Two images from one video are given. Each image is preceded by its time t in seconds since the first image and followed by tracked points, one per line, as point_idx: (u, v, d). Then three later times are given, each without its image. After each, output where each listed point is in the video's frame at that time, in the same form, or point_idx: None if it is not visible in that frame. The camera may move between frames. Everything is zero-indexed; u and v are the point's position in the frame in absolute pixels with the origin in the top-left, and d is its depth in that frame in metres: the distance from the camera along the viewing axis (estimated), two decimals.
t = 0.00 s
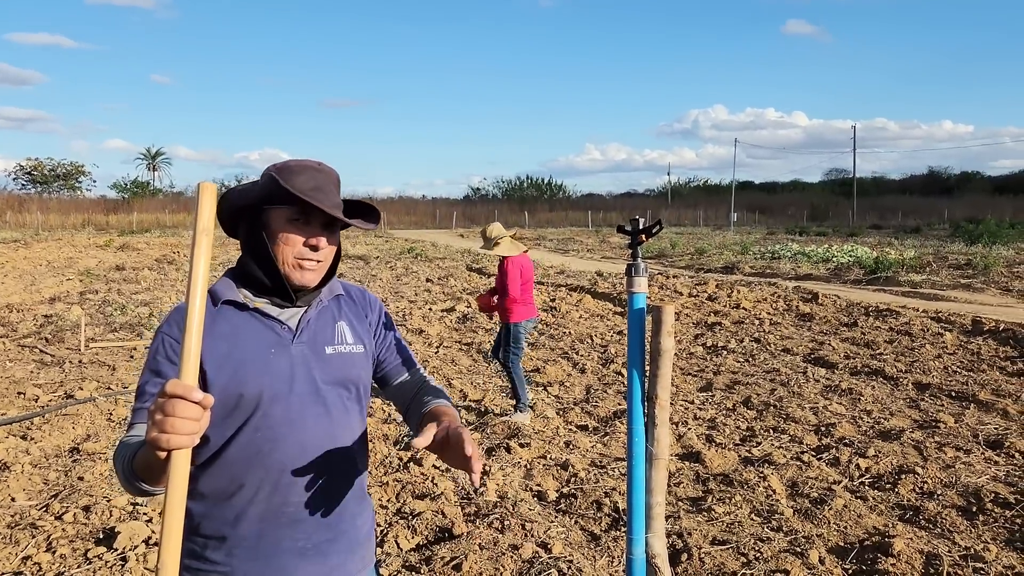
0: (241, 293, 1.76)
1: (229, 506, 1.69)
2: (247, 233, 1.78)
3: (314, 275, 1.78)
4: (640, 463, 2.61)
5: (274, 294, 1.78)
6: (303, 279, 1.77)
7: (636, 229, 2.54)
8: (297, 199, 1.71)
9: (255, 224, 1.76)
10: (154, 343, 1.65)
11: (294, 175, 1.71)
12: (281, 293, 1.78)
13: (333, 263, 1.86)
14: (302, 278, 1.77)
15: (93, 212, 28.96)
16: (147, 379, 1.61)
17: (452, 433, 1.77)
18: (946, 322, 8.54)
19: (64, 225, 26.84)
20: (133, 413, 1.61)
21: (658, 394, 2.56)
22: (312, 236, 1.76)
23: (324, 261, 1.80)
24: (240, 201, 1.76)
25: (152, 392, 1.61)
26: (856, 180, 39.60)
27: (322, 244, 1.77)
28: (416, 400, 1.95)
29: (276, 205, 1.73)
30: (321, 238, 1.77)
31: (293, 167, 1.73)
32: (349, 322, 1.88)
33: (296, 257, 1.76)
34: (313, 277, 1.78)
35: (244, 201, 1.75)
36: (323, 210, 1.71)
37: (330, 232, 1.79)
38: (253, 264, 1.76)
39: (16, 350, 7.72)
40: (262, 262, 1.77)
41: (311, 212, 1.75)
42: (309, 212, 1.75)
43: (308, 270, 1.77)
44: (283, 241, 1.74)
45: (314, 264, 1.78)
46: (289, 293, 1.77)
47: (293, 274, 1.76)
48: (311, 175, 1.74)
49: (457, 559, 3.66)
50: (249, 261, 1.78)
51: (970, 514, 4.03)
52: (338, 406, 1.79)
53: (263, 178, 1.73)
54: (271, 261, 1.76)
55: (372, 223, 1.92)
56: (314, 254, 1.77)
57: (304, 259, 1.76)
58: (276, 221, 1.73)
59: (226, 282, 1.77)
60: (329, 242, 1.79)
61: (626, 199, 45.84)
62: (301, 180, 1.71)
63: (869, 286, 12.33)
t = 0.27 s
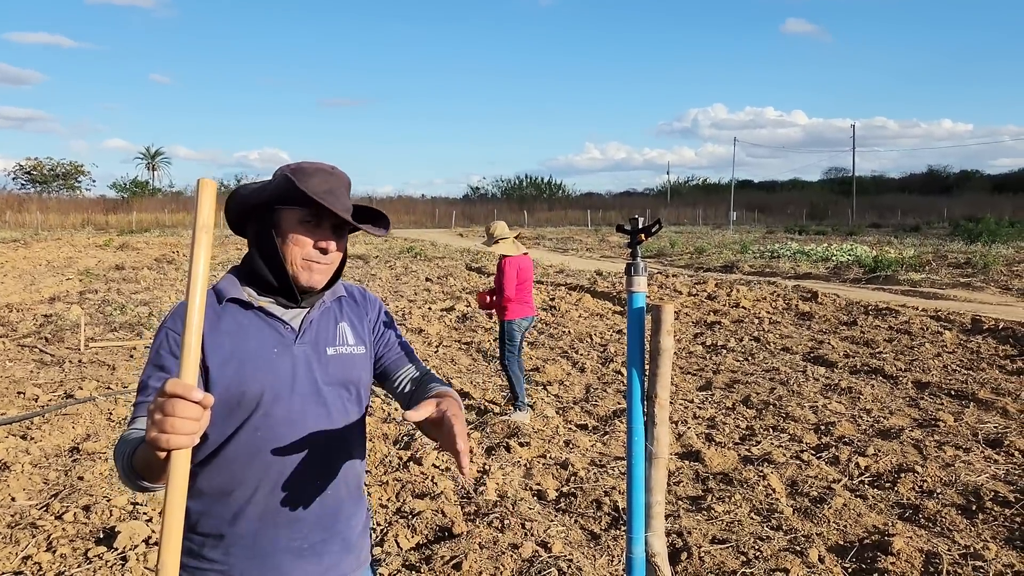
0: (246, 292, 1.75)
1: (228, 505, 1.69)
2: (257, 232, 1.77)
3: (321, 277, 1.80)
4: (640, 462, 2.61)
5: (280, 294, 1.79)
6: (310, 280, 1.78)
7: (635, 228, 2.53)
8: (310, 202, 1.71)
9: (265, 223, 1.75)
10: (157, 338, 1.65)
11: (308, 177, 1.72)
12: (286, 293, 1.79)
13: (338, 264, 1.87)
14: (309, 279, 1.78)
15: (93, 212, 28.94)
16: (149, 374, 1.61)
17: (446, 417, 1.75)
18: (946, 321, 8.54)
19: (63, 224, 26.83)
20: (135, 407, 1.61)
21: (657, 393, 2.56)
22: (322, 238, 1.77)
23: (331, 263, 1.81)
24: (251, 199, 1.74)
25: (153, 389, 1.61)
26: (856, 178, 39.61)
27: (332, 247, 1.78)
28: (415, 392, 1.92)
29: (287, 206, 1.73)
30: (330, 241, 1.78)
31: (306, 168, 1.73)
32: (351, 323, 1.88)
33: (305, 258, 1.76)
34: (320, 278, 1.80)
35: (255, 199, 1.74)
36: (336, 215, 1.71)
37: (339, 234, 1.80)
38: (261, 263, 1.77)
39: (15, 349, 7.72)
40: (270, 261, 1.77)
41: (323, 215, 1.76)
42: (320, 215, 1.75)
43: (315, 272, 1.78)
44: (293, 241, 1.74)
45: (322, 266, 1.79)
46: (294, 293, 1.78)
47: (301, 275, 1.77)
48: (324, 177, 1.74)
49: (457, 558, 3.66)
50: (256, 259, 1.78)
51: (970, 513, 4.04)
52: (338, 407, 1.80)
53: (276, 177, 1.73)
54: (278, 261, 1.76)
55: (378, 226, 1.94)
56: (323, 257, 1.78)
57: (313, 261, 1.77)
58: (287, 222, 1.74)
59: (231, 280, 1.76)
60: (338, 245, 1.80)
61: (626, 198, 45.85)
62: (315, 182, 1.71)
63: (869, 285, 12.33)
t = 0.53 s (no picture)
0: (242, 291, 1.75)
1: (224, 505, 1.69)
2: (252, 232, 1.76)
3: (316, 278, 1.78)
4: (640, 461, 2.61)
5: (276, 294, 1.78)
6: (305, 281, 1.77)
7: (635, 226, 2.53)
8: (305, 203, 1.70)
9: (261, 223, 1.75)
10: (155, 336, 1.65)
11: (302, 177, 1.71)
12: (282, 294, 1.78)
13: (335, 265, 1.86)
14: (304, 280, 1.77)
15: (95, 211, 28.95)
16: (145, 373, 1.61)
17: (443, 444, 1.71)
18: (948, 319, 8.52)
19: (66, 223, 26.87)
20: (130, 407, 1.60)
21: (657, 391, 2.55)
22: (317, 239, 1.76)
23: (327, 264, 1.80)
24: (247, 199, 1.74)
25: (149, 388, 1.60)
26: (858, 176, 39.53)
27: (327, 248, 1.77)
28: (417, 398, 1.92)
29: (283, 207, 1.72)
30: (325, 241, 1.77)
31: (301, 169, 1.73)
32: (347, 323, 1.88)
33: (300, 260, 1.76)
34: (316, 279, 1.79)
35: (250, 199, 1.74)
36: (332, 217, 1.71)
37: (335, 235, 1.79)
38: (256, 264, 1.76)
39: (18, 348, 7.73)
40: (265, 261, 1.76)
41: (318, 216, 1.75)
42: (315, 216, 1.74)
43: (310, 273, 1.77)
44: (288, 242, 1.74)
45: (317, 267, 1.78)
46: (290, 294, 1.77)
47: (296, 276, 1.76)
48: (319, 178, 1.73)
49: (459, 556, 3.66)
50: (251, 259, 1.77)
51: (971, 510, 4.03)
52: (335, 407, 1.80)
53: (271, 178, 1.72)
54: (274, 262, 1.75)
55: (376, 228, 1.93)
56: (318, 258, 1.77)
57: (308, 263, 1.76)
58: (282, 223, 1.73)
59: (227, 280, 1.76)
60: (333, 246, 1.79)
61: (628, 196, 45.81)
62: (309, 183, 1.71)
63: (871, 283, 12.31)
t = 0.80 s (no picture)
0: (253, 290, 1.75)
1: (228, 506, 1.69)
2: (269, 234, 1.75)
3: (327, 287, 1.78)
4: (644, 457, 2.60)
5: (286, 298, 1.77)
6: (317, 289, 1.76)
7: (639, 223, 2.53)
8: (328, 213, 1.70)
9: (278, 227, 1.74)
10: (163, 332, 1.64)
11: (327, 188, 1.71)
12: (292, 299, 1.77)
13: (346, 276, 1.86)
14: (316, 288, 1.76)
15: (98, 209, 28.99)
16: (154, 365, 1.61)
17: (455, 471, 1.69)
18: (952, 317, 8.50)
19: (69, 222, 26.92)
20: (135, 397, 1.60)
21: (662, 388, 2.54)
22: (334, 250, 1.75)
23: (339, 275, 1.80)
24: (268, 202, 1.73)
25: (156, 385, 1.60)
26: (861, 174, 39.45)
27: (342, 259, 1.77)
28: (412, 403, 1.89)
29: (304, 214, 1.72)
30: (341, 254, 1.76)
31: (326, 179, 1.73)
32: (349, 326, 1.89)
33: (314, 267, 1.75)
34: (327, 289, 1.78)
35: (271, 202, 1.73)
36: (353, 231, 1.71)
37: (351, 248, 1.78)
38: (270, 266, 1.75)
39: (22, 346, 7.75)
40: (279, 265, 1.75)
41: (337, 227, 1.75)
42: (334, 228, 1.74)
43: (322, 282, 1.77)
44: (305, 250, 1.73)
45: (329, 277, 1.78)
46: (300, 299, 1.76)
47: (308, 283, 1.75)
48: (342, 191, 1.74)
49: (462, 554, 3.67)
50: (265, 260, 1.76)
51: (975, 509, 4.03)
52: (338, 410, 1.82)
53: (295, 184, 1.72)
54: (288, 266, 1.74)
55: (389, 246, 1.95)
56: (332, 268, 1.76)
57: (321, 271, 1.76)
58: (302, 230, 1.72)
59: (238, 279, 1.75)
60: (347, 259, 1.79)
61: (631, 194, 45.77)
62: (334, 195, 1.71)
63: (875, 281, 12.29)
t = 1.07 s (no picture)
0: (259, 285, 1.76)
1: (232, 497, 1.70)
2: (277, 232, 1.76)
3: (331, 287, 1.80)
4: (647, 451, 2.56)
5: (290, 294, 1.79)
6: (321, 288, 1.78)
7: (643, 219, 2.52)
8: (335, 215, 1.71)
9: (286, 226, 1.75)
10: (173, 322, 1.67)
11: (335, 190, 1.73)
12: (297, 296, 1.79)
13: (349, 275, 1.87)
14: (320, 286, 1.78)
15: (100, 207, 29.03)
16: (165, 353, 1.64)
17: (449, 396, 1.70)
18: (954, 315, 8.50)
19: (71, 220, 26.95)
20: (147, 383, 1.63)
21: (665, 382, 2.51)
22: (339, 251, 1.77)
23: (342, 275, 1.81)
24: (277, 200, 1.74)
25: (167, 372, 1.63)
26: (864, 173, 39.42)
27: (346, 260, 1.79)
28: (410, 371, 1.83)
29: (311, 215, 1.73)
30: (345, 254, 1.78)
31: (334, 181, 1.74)
32: (354, 320, 1.91)
33: (319, 267, 1.76)
34: (330, 288, 1.80)
35: (279, 200, 1.74)
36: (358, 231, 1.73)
37: (355, 249, 1.80)
38: (276, 264, 1.77)
39: (26, 343, 7.78)
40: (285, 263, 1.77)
41: (343, 228, 1.76)
42: (340, 229, 1.75)
43: (327, 281, 1.78)
44: (309, 249, 1.74)
45: (333, 276, 1.79)
46: (305, 297, 1.78)
47: (313, 282, 1.77)
48: (349, 193, 1.75)
49: (465, 550, 3.69)
50: (270, 258, 1.78)
51: (977, 506, 4.04)
52: (342, 403, 1.83)
53: (304, 184, 1.73)
54: (293, 265, 1.76)
55: (392, 247, 1.96)
56: (336, 268, 1.78)
57: (326, 271, 1.77)
58: (308, 230, 1.73)
59: (245, 274, 1.76)
60: (351, 260, 1.80)
61: (633, 193, 45.74)
62: (341, 198, 1.73)
63: (877, 279, 12.28)
